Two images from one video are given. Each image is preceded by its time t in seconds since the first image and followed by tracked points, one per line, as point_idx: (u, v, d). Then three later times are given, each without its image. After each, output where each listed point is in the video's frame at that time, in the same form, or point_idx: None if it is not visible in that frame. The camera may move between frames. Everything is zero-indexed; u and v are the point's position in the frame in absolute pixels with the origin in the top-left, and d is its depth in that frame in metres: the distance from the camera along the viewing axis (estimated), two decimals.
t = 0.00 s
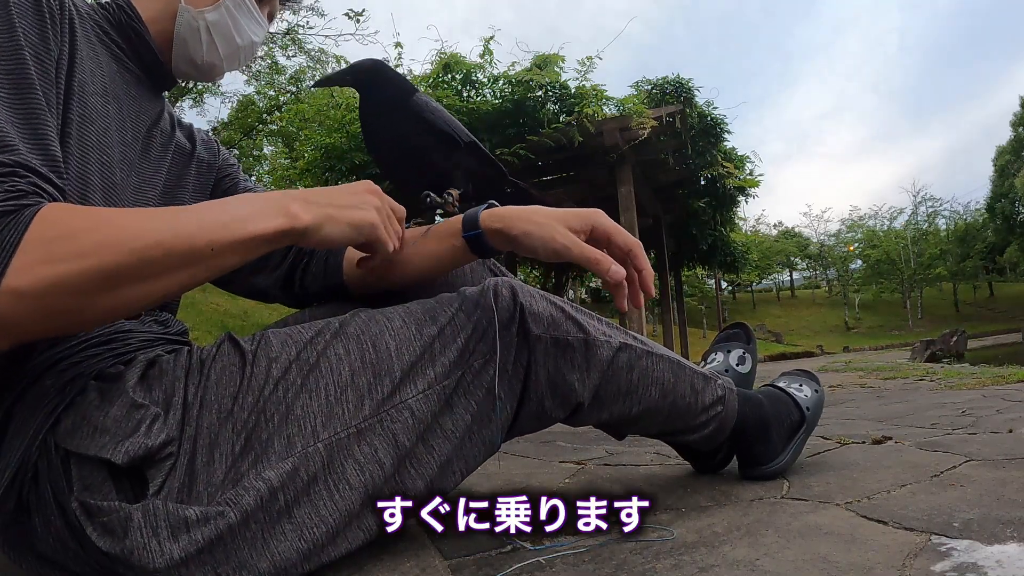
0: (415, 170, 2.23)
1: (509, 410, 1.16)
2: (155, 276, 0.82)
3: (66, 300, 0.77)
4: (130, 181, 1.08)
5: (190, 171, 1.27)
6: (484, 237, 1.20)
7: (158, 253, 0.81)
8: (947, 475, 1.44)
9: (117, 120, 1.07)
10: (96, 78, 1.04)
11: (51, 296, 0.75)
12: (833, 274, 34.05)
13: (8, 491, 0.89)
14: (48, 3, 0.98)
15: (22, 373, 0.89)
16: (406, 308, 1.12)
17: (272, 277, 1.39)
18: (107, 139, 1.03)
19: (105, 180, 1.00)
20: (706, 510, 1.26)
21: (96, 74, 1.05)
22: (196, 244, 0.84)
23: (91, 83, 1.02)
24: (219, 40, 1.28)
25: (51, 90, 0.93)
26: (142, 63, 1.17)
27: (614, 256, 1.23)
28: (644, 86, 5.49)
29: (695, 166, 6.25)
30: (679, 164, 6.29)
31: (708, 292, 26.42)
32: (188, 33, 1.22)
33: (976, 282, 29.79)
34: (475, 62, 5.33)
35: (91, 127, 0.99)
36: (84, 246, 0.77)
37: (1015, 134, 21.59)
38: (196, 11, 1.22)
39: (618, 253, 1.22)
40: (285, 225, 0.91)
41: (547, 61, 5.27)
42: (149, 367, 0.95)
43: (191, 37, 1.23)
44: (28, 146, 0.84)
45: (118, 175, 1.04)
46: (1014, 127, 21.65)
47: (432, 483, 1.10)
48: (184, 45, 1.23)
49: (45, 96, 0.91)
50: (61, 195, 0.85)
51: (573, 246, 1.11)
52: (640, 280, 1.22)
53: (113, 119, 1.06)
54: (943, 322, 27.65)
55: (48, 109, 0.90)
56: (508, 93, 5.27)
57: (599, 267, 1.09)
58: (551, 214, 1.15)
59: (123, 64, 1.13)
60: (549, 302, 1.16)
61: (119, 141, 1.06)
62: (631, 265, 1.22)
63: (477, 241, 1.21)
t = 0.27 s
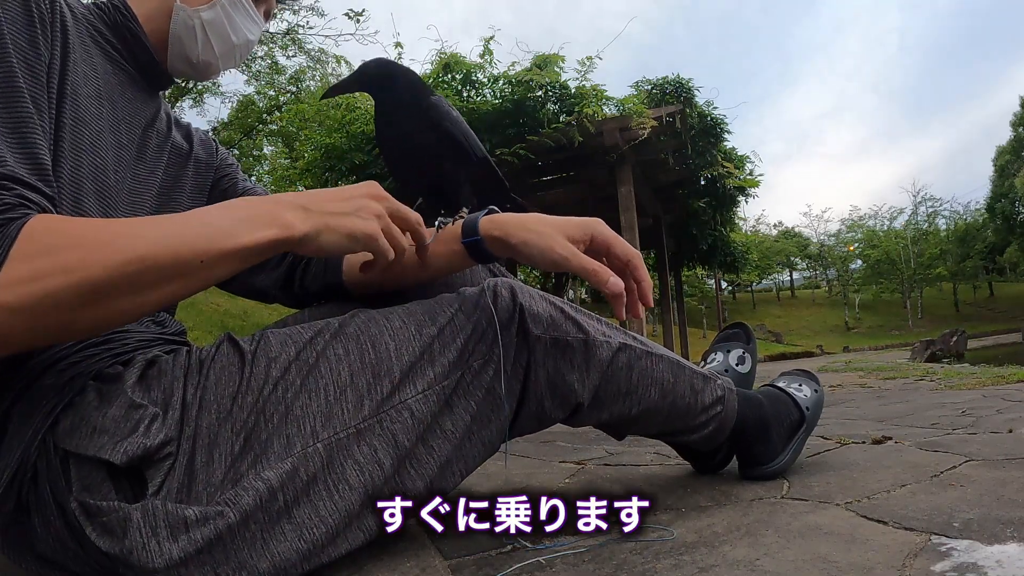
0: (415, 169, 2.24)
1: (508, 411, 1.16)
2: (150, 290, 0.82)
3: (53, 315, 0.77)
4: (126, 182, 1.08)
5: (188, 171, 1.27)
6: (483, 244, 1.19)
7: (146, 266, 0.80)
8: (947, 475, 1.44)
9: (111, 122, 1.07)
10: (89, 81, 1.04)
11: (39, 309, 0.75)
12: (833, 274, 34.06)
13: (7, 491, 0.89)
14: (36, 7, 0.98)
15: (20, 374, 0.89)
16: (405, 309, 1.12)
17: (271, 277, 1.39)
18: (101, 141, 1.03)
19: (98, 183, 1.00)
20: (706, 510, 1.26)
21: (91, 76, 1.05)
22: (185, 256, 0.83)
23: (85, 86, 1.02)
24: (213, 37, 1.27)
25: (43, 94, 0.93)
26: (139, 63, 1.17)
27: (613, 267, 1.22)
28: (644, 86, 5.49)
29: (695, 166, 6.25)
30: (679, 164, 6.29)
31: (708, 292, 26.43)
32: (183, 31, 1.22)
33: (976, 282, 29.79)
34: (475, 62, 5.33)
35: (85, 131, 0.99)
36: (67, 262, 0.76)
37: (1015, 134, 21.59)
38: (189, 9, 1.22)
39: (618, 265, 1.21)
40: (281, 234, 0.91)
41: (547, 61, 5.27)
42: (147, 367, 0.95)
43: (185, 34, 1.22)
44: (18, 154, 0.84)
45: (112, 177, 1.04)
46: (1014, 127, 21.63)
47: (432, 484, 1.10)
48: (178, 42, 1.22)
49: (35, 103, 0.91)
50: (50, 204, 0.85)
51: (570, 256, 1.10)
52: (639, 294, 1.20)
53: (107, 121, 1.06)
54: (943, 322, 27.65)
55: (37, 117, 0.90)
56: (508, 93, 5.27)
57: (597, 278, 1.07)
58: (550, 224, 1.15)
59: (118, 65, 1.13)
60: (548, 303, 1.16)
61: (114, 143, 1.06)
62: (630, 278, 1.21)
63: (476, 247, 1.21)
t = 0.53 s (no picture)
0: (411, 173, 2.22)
1: (509, 411, 1.16)
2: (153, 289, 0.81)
3: (53, 315, 0.76)
4: (123, 182, 1.08)
5: (186, 172, 1.27)
6: (483, 248, 1.19)
7: (147, 266, 0.80)
8: (947, 475, 1.44)
9: (109, 122, 1.07)
10: (87, 80, 1.04)
11: (38, 308, 0.75)
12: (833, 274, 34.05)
13: (7, 492, 0.89)
14: (37, 4, 0.98)
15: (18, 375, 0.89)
16: (405, 310, 1.12)
17: (272, 277, 1.39)
18: (98, 141, 1.03)
19: (94, 185, 1.00)
20: (706, 510, 1.26)
21: (90, 76, 1.05)
22: (187, 256, 0.82)
23: (84, 85, 1.02)
24: (214, 39, 1.27)
25: (44, 94, 0.93)
26: (138, 64, 1.17)
27: (614, 269, 1.21)
28: (644, 86, 5.48)
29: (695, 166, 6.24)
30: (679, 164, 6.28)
31: (708, 292, 26.43)
32: (183, 33, 1.22)
33: (977, 282, 29.76)
34: (475, 62, 5.33)
35: (83, 131, 0.99)
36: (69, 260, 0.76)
37: (1015, 134, 21.55)
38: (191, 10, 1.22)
39: (619, 267, 1.20)
40: (284, 235, 0.90)
41: (547, 61, 5.27)
42: (146, 368, 0.95)
43: (186, 35, 1.22)
44: (19, 153, 0.84)
45: (109, 177, 1.04)
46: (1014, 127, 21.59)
47: (432, 484, 1.10)
48: (178, 43, 1.22)
49: (36, 104, 0.91)
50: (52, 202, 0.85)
51: (570, 261, 1.10)
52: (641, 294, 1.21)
53: (105, 120, 1.06)
54: (943, 322, 27.62)
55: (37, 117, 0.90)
56: (508, 93, 5.27)
57: (597, 284, 1.06)
58: (549, 228, 1.14)
59: (116, 65, 1.13)
60: (548, 304, 1.16)
61: (111, 143, 1.07)
62: (631, 280, 1.21)
63: (476, 250, 1.21)
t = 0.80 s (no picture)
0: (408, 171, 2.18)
1: (509, 411, 1.16)
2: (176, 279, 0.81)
3: (88, 304, 0.76)
4: (126, 182, 1.09)
5: (186, 171, 1.27)
6: (479, 251, 1.20)
7: (179, 256, 0.80)
8: (947, 475, 1.44)
9: (112, 123, 1.08)
10: (91, 80, 1.04)
11: (75, 300, 0.75)
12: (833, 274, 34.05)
13: (7, 493, 0.89)
14: (45, 3, 0.99)
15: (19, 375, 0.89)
16: (405, 310, 1.12)
17: (272, 277, 1.39)
18: (102, 142, 1.03)
19: (97, 186, 1.00)
20: (705, 510, 1.26)
21: (94, 77, 1.05)
22: (218, 246, 0.83)
23: (88, 85, 1.03)
24: (215, 43, 1.27)
25: (55, 94, 0.94)
26: (139, 65, 1.17)
27: (612, 271, 1.21)
28: (644, 86, 5.47)
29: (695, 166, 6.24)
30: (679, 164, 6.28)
31: (708, 292, 26.41)
32: (184, 35, 1.21)
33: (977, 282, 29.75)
34: (475, 62, 5.32)
35: (86, 131, 1.00)
36: (104, 251, 0.77)
37: (1015, 134, 21.52)
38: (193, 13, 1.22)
39: (616, 270, 1.20)
40: (317, 223, 0.90)
41: (547, 61, 5.27)
42: (146, 367, 0.95)
43: (187, 37, 1.22)
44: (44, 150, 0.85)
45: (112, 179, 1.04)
46: (1014, 127, 21.56)
47: (432, 483, 1.10)
48: (178, 46, 1.22)
49: (51, 98, 0.91)
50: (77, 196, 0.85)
51: (566, 264, 1.10)
52: (637, 298, 1.21)
53: (108, 122, 1.07)
54: (943, 322, 27.61)
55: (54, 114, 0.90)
56: (508, 93, 5.26)
57: (593, 287, 1.06)
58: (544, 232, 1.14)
59: (117, 65, 1.13)
60: (547, 304, 1.16)
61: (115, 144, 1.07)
62: (628, 281, 1.20)
63: (473, 254, 1.21)
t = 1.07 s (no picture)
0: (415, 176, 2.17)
1: (509, 412, 1.16)
2: (182, 272, 0.81)
3: (97, 294, 0.77)
4: (124, 182, 1.08)
5: (185, 172, 1.27)
6: (478, 249, 1.19)
7: (187, 247, 0.80)
8: (948, 475, 1.44)
9: (111, 123, 1.08)
10: (92, 79, 1.04)
11: (82, 291, 0.75)
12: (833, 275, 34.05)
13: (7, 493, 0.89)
14: (48, 2, 0.99)
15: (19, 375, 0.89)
16: (406, 310, 1.12)
17: (272, 278, 1.39)
18: (101, 141, 1.03)
19: (97, 185, 1.00)
20: (705, 510, 1.26)
21: (95, 76, 1.05)
22: (227, 238, 0.83)
23: (88, 84, 1.03)
24: (214, 45, 1.27)
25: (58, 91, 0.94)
26: (139, 65, 1.17)
27: (612, 268, 1.21)
28: (644, 86, 5.47)
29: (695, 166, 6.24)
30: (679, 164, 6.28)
31: (708, 292, 26.40)
32: (184, 37, 1.21)
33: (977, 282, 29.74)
34: (475, 62, 5.32)
35: (86, 130, 0.99)
36: (114, 241, 0.77)
37: (1015, 134, 21.50)
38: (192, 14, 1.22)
39: (617, 267, 1.20)
40: (327, 215, 0.91)
41: (547, 61, 5.27)
42: (146, 367, 0.95)
43: (187, 39, 1.22)
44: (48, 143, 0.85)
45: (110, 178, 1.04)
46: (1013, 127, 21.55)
47: (433, 484, 1.10)
48: (179, 48, 1.22)
49: (54, 94, 0.91)
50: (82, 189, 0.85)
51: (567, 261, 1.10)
52: (638, 295, 1.22)
53: (107, 121, 1.06)
54: (943, 322, 27.60)
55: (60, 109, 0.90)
56: (508, 93, 5.26)
57: (594, 284, 1.06)
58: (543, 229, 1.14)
59: (118, 64, 1.13)
60: (547, 304, 1.16)
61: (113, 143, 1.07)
62: (629, 278, 1.20)
63: (472, 252, 1.20)
